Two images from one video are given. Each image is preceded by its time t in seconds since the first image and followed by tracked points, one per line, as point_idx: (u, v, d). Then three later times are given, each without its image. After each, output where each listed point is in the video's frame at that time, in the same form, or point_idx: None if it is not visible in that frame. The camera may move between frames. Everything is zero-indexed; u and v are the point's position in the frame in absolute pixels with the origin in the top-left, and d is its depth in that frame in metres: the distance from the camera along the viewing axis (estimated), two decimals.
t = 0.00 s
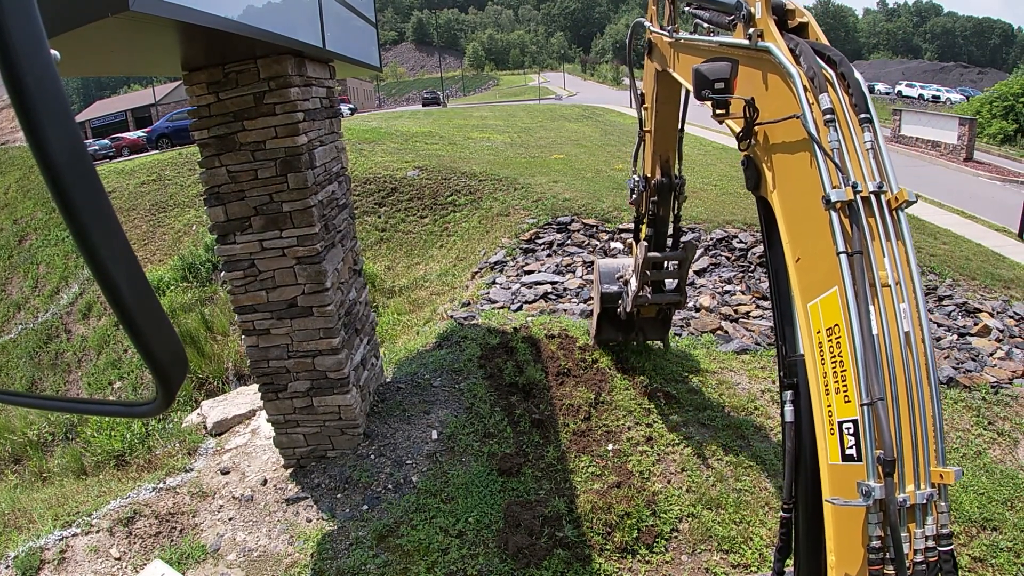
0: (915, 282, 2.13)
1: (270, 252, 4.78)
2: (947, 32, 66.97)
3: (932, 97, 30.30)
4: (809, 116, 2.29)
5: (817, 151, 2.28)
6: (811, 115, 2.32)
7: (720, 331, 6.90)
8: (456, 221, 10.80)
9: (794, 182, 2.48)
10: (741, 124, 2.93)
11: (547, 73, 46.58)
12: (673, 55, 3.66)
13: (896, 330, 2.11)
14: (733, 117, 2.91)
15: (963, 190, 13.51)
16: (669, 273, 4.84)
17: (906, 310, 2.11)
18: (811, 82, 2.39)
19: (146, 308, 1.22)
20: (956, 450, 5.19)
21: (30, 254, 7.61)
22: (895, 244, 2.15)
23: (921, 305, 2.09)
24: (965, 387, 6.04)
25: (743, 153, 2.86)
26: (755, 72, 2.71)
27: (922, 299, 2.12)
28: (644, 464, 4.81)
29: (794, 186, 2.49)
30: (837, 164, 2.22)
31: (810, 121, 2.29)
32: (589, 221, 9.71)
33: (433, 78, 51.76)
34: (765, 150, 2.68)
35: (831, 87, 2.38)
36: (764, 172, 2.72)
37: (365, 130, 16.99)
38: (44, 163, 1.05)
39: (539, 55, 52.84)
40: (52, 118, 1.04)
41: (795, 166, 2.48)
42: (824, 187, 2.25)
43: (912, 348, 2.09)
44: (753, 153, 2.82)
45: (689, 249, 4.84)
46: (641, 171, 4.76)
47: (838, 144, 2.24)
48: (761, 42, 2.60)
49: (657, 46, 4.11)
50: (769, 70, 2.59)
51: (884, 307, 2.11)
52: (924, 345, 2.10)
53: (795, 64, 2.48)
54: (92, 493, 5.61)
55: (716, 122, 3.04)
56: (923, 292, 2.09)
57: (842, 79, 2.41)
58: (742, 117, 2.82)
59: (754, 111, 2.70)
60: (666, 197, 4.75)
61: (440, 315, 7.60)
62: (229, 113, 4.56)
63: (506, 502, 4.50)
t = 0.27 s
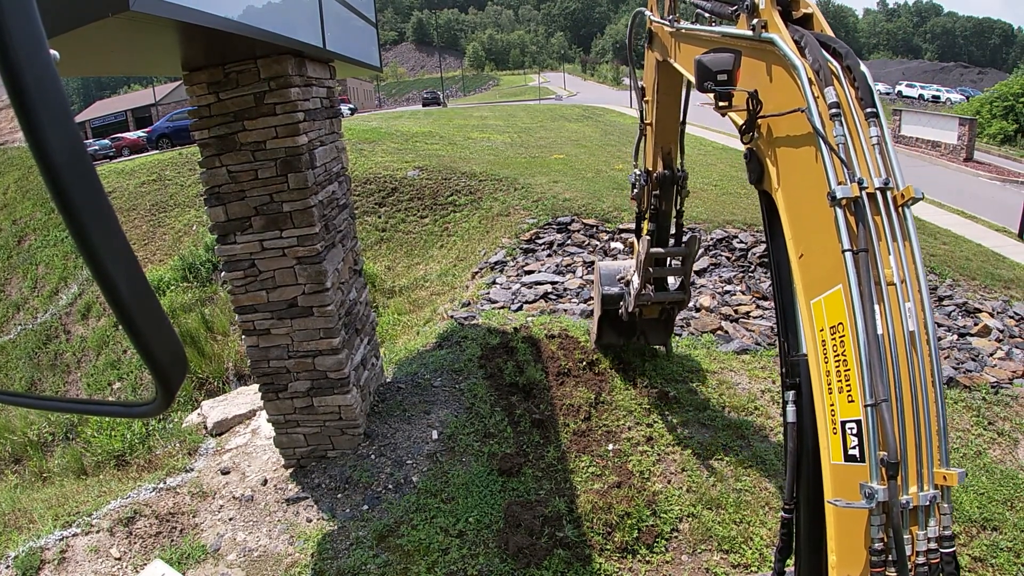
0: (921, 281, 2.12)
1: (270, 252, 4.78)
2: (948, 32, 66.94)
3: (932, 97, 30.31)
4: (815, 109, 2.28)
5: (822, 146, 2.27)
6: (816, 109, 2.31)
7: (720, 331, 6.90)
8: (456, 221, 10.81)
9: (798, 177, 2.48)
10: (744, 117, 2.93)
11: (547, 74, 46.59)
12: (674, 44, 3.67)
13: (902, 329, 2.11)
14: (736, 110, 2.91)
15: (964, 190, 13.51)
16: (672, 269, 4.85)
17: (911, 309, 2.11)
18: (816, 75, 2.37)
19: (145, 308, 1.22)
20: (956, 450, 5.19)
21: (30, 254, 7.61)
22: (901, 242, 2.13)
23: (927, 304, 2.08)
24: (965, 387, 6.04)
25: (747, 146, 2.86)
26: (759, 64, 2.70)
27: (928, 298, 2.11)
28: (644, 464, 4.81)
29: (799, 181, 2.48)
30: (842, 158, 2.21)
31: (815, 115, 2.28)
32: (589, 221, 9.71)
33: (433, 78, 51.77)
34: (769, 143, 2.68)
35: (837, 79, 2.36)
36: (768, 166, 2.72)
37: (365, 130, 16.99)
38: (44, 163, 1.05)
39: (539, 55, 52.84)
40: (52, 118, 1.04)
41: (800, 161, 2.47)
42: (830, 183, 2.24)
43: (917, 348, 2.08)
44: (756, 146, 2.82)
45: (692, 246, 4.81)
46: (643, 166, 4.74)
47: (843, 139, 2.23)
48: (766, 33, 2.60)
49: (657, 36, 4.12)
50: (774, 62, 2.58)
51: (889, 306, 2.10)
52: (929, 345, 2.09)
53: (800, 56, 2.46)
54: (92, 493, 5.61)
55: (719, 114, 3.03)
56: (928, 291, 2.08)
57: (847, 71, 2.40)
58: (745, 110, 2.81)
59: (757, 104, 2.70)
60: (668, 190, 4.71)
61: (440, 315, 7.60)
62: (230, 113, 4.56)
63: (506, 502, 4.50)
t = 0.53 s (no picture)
0: (926, 281, 2.12)
1: (271, 252, 4.78)
2: (948, 32, 66.91)
3: (933, 97, 30.31)
4: (820, 104, 2.27)
5: (827, 141, 2.26)
6: (821, 104, 2.29)
7: (721, 331, 6.91)
8: (456, 220, 10.81)
9: (801, 172, 2.47)
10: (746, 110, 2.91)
11: (547, 73, 46.60)
12: (675, 35, 3.66)
13: (906, 329, 2.11)
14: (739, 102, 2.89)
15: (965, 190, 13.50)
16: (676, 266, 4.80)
17: (916, 308, 2.11)
18: (821, 68, 2.36)
19: (145, 308, 1.22)
20: (956, 450, 5.19)
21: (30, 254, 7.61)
22: (906, 242, 2.14)
23: (931, 303, 2.09)
24: (966, 387, 6.04)
25: (748, 140, 2.85)
26: (761, 56, 2.68)
27: (932, 297, 2.11)
28: (645, 464, 4.81)
29: (801, 176, 2.47)
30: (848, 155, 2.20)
31: (821, 110, 2.27)
32: (590, 221, 9.71)
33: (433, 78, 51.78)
34: (772, 137, 2.66)
35: (842, 73, 2.35)
36: (770, 160, 2.71)
37: (365, 130, 17.00)
38: (43, 163, 1.05)
39: (540, 55, 52.84)
40: (51, 118, 1.04)
41: (803, 155, 2.46)
42: (835, 179, 2.23)
43: (922, 348, 2.09)
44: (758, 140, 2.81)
45: (696, 242, 4.78)
46: (643, 160, 4.73)
47: (849, 134, 2.23)
48: (769, 25, 2.57)
49: (658, 26, 4.10)
50: (776, 54, 2.56)
51: (894, 305, 2.10)
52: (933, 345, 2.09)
53: (805, 49, 2.45)
54: (92, 493, 5.61)
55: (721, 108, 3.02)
56: (933, 290, 2.08)
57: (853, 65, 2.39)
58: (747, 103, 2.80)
59: (761, 97, 2.67)
60: (672, 184, 4.70)
61: (441, 315, 7.60)
62: (231, 113, 4.56)
63: (506, 502, 4.50)
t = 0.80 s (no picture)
0: (934, 279, 2.11)
1: (272, 252, 4.79)
2: (949, 32, 66.90)
3: (933, 97, 30.31)
4: (827, 98, 2.25)
5: (834, 137, 2.25)
6: (828, 97, 2.28)
7: (722, 331, 6.91)
8: (457, 220, 10.81)
9: (807, 166, 2.46)
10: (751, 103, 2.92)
11: (548, 73, 46.60)
12: (678, 25, 3.67)
13: (913, 329, 2.10)
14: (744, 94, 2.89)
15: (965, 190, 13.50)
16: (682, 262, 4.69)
17: (923, 307, 2.10)
18: (828, 61, 2.34)
19: (145, 308, 1.22)
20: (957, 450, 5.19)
21: (30, 254, 7.61)
22: (912, 241, 2.12)
23: (938, 302, 2.07)
24: (967, 387, 6.04)
25: (754, 133, 2.84)
26: (768, 47, 2.67)
27: (939, 296, 2.10)
28: (645, 464, 4.81)
29: (808, 171, 2.47)
30: (855, 150, 2.20)
31: (827, 104, 2.25)
32: (590, 221, 9.72)
33: (434, 78, 51.78)
34: (778, 131, 2.66)
35: (850, 66, 2.33)
36: (776, 154, 2.70)
37: (366, 130, 17.00)
38: (43, 162, 1.05)
39: (540, 55, 52.88)
40: (51, 118, 1.04)
41: (809, 150, 2.45)
42: (841, 176, 2.22)
43: (928, 348, 2.08)
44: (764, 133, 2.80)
45: (703, 237, 4.63)
46: (647, 155, 4.71)
47: (856, 129, 2.21)
48: (774, 16, 2.57)
49: (660, 16, 4.11)
50: (784, 47, 2.55)
51: (901, 304, 2.09)
52: (940, 345, 2.07)
53: (812, 40, 2.43)
54: (93, 493, 5.61)
55: (726, 100, 3.02)
56: (940, 290, 2.06)
57: (861, 58, 2.37)
58: (753, 95, 2.79)
59: (766, 89, 2.68)
60: (676, 177, 4.64)
61: (442, 315, 7.60)
62: (232, 113, 4.57)
63: (507, 502, 4.50)
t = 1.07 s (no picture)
0: (938, 280, 2.10)
1: (272, 252, 4.78)
2: (949, 32, 66.92)
3: (933, 97, 30.32)
4: (832, 95, 2.24)
5: (838, 135, 2.23)
6: (833, 95, 2.26)
7: (721, 331, 6.90)
8: (456, 221, 10.81)
9: (811, 164, 2.45)
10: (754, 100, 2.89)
11: (548, 74, 46.59)
12: (680, 20, 3.66)
13: (917, 330, 2.09)
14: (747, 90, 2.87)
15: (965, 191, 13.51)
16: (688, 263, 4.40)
17: (927, 308, 2.09)
18: (833, 58, 2.32)
19: (146, 308, 1.22)
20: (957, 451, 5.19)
21: (30, 254, 7.62)
22: (918, 241, 2.11)
23: (942, 303, 2.07)
24: (967, 387, 6.04)
25: (756, 130, 2.82)
26: (771, 43, 2.66)
27: (943, 297, 2.09)
28: (645, 464, 4.81)
29: (811, 170, 2.45)
30: (860, 149, 2.18)
31: (833, 102, 2.24)
32: (590, 221, 9.72)
33: (434, 78, 51.77)
34: (780, 127, 2.64)
35: (855, 63, 2.31)
36: (779, 151, 2.68)
37: (366, 130, 17.00)
38: (43, 161, 1.05)
39: (540, 55, 52.89)
40: (53, 118, 1.04)
41: (813, 147, 2.43)
42: (846, 175, 2.21)
43: (932, 349, 2.07)
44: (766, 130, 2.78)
45: (710, 236, 4.41)
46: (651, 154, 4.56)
47: (861, 127, 2.20)
48: (778, 12, 2.55)
49: (661, 11, 4.09)
50: (787, 43, 2.54)
51: (905, 304, 2.09)
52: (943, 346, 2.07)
53: (816, 37, 2.41)
54: (92, 493, 5.61)
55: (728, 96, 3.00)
56: (945, 290, 2.06)
57: (866, 54, 2.35)
58: (755, 92, 2.77)
59: (769, 86, 2.65)
60: (682, 175, 4.44)
61: (441, 315, 7.60)
62: (231, 113, 4.56)
63: (506, 502, 4.50)
